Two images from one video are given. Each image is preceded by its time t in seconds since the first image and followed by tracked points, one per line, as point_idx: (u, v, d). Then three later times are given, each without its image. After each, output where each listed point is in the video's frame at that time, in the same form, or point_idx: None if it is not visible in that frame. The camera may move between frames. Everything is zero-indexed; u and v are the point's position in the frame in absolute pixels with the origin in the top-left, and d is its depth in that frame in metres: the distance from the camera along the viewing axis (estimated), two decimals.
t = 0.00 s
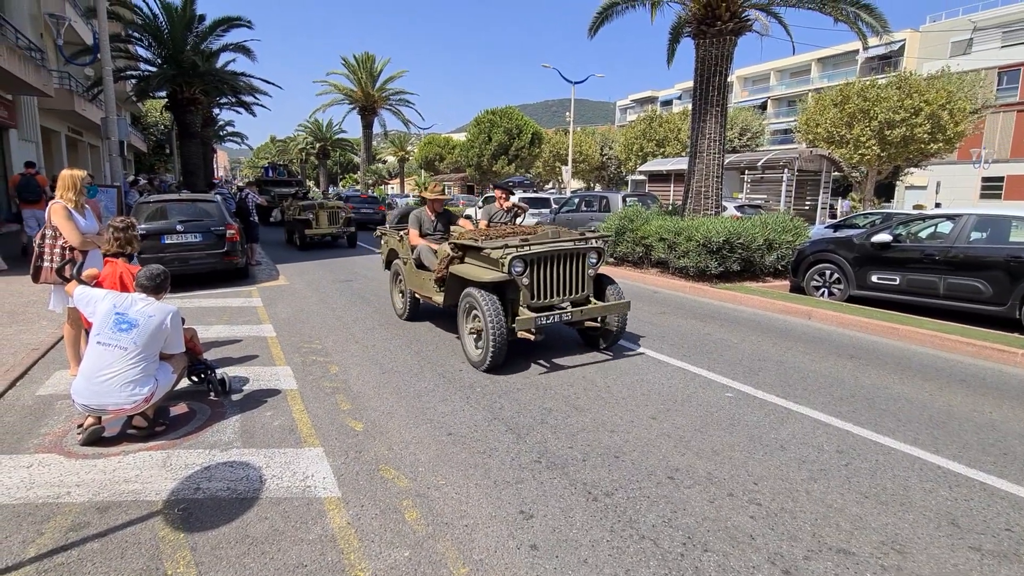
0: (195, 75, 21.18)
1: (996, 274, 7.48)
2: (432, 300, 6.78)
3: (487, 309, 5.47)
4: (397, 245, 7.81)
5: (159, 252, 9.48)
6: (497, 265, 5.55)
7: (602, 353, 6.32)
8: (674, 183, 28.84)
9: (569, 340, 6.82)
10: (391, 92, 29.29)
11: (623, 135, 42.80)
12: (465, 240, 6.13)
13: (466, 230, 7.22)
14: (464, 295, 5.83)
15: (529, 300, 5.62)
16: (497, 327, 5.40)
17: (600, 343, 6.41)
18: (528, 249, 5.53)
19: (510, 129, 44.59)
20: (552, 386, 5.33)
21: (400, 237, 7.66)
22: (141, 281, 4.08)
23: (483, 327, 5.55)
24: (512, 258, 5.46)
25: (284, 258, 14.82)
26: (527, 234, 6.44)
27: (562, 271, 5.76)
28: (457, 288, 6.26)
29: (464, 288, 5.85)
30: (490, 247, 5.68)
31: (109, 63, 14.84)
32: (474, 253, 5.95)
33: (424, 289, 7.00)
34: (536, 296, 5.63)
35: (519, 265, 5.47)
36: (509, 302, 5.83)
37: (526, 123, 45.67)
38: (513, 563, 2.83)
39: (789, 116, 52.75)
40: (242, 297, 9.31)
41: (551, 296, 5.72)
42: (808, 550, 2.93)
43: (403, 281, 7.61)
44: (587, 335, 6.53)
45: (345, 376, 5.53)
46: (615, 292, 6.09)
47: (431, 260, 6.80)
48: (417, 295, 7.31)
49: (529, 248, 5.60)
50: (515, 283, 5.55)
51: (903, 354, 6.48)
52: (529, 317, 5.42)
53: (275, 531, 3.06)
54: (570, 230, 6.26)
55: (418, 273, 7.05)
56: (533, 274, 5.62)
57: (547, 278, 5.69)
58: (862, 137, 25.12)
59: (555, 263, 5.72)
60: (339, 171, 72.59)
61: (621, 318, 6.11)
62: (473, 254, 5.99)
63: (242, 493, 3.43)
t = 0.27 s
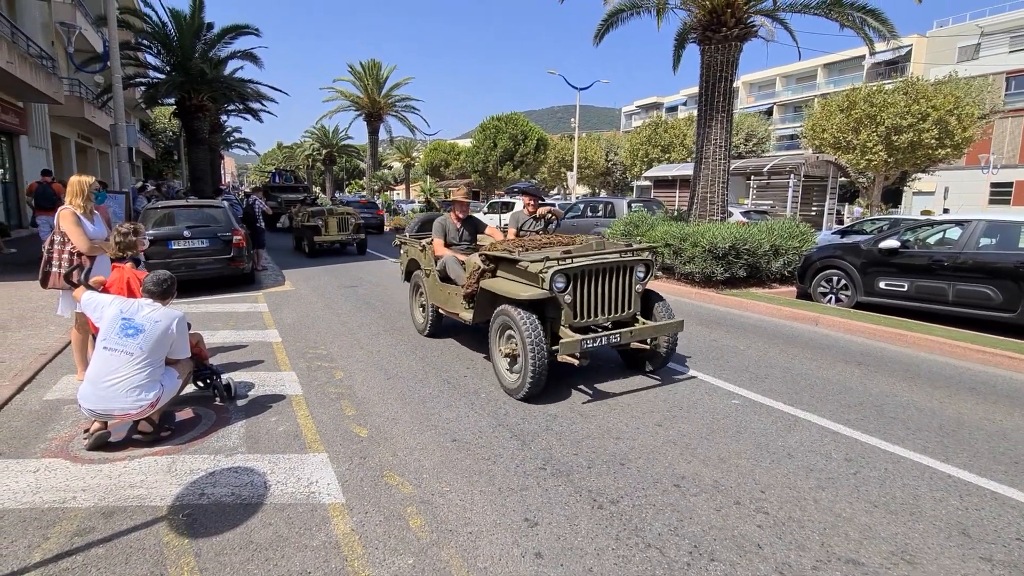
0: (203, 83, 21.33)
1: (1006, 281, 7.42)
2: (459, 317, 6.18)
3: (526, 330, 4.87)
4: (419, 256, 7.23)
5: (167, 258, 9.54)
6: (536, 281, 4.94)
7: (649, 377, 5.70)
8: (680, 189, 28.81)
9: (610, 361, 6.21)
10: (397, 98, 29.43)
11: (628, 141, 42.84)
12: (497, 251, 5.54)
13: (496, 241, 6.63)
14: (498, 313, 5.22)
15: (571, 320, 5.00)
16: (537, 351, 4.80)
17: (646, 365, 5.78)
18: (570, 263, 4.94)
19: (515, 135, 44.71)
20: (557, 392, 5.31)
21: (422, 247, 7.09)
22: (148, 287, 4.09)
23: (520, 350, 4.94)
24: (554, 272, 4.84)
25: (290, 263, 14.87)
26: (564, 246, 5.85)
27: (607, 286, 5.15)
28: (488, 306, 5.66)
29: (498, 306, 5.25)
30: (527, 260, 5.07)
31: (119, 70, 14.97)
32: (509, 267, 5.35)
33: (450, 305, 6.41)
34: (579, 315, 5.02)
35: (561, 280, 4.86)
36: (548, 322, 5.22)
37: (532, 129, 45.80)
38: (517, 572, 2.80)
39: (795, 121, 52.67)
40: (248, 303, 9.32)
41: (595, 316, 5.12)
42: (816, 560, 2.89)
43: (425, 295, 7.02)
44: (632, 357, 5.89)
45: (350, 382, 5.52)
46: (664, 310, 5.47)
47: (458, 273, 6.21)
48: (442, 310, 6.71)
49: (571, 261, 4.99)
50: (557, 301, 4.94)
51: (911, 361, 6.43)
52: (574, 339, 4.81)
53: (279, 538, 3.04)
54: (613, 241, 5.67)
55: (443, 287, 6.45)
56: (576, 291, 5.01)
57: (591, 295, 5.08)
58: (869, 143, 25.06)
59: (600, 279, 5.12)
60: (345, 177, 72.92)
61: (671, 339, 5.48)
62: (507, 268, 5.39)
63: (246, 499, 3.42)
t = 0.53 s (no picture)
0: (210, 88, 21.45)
1: (1015, 285, 7.36)
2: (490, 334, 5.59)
3: (572, 351, 4.28)
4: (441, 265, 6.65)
5: (173, 261, 9.57)
6: (582, 296, 4.35)
7: (705, 404, 5.03)
8: (685, 193, 28.78)
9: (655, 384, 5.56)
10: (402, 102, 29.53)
11: (633, 145, 42.85)
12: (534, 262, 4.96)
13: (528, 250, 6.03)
14: (536, 333, 4.61)
15: (622, 341, 4.41)
16: (586, 377, 4.19)
17: (701, 390, 5.13)
18: (621, 275, 4.35)
19: (520, 139, 44.79)
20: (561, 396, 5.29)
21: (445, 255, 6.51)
22: (154, 290, 4.10)
23: (566, 378, 4.31)
24: (604, 286, 4.26)
25: (295, 266, 14.91)
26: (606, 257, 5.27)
27: (662, 302, 4.55)
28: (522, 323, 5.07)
29: (536, 326, 4.64)
30: (571, 272, 4.49)
31: (127, 75, 15.08)
32: (548, 281, 4.75)
33: (479, 320, 5.81)
34: (631, 335, 4.42)
35: (611, 295, 4.28)
36: (595, 344, 4.61)
37: (536, 133, 45.86)
38: None
39: (801, 125, 52.56)
40: (253, 306, 9.33)
41: (648, 336, 4.52)
42: (823, 567, 2.86)
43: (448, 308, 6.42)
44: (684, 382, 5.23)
45: (354, 385, 5.51)
46: (725, 330, 4.85)
47: (487, 284, 5.62)
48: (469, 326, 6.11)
49: (622, 273, 4.40)
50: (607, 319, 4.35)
51: (919, 366, 6.38)
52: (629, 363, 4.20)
53: (282, 541, 3.03)
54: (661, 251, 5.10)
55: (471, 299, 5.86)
56: (628, 307, 4.42)
57: (644, 312, 4.48)
58: (875, 146, 24.98)
59: (654, 293, 4.52)
60: (349, 180, 73.17)
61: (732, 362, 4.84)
62: (545, 282, 4.79)
63: (250, 502, 3.41)
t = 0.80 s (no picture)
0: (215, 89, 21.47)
1: (1021, 285, 7.31)
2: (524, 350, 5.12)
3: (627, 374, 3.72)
4: (466, 273, 6.19)
5: (178, 260, 9.57)
6: (638, 310, 3.87)
7: (773, 433, 4.42)
8: (688, 193, 28.73)
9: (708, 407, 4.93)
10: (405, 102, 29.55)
11: (636, 146, 42.81)
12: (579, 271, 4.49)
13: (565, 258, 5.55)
14: (585, 353, 4.04)
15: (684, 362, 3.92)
16: (648, 411, 3.62)
17: (765, 416, 4.51)
18: (683, 288, 3.88)
19: (522, 140, 44.78)
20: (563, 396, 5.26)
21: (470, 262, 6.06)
22: (159, 288, 4.09)
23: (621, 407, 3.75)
24: (666, 299, 3.78)
25: (297, 266, 14.91)
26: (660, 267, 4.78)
27: (729, 318, 4.08)
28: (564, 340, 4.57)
29: (585, 346, 4.07)
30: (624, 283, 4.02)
31: (134, 76, 15.14)
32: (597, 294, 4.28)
33: (510, 334, 5.34)
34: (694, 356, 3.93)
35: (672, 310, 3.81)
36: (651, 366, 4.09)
37: (539, 134, 45.84)
38: None
39: (805, 125, 52.42)
40: (257, 305, 9.33)
41: (714, 356, 4.03)
42: (827, 568, 2.84)
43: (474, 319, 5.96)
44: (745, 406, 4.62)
45: (357, 385, 5.49)
46: (795, 351, 4.32)
47: (520, 295, 5.16)
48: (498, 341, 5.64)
49: (684, 285, 3.92)
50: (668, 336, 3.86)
51: (923, 367, 6.34)
52: (696, 391, 3.69)
53: (284, 539, 3.02)
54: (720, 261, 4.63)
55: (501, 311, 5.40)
56: (691, 324, 3.94)
57: (709, 330, 4.00)
58: (879, 146, 24.90)
59: (718, 308, 4.04)
60: (352, 181, 73.23)
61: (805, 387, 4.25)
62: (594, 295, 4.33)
63: (253, 500, 3.40)
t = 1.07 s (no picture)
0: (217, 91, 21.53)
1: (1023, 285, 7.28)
2: (561, 371, 4.50)
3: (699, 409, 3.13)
4: (491, 283, 5.60)
5: (180, 262, 9.58)
6: (710, 330, 3.27)
7: (856, 470, 3.84)
8: (689, 194, 28.72)
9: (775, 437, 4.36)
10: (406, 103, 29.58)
11: (636, 147, 42.85)
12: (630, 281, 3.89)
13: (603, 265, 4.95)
14: (644, 380, 3.44)
15: (765, 392, 3.29)
16: (727, 456, 3.03)
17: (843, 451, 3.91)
18: (763, 304, 3.27)
19: (523, 140, 44.82)
20: (562, 397, 5.25)
21: (496, 271, 5.48)
22: (161, 289, 4.10)
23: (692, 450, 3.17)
24: (747, 318, 3.17)
25: (298, 267, 14.92)
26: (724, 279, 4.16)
27: (815, 340, 3.47)
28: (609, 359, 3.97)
29: (642, 371, 3.48)
30: (687, 298, 3.43)
31: (137, 79, 15.19)
32: (655, 310, 3.65)
33: (544, 352, 4.72)
34: (776, 386, 3.32)
35: (751, 331, 3.20)
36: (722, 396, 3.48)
37: (540, 135, 45.88)
38: None
39: (806, 126, 52.42)
40: (258, 306, 9.34)
41: (797, 385, 3.41)
42: (826, 569, 2.84)
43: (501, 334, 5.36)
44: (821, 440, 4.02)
45: (358, 385, 5.50)
46: (888, 380, 3.67)
47: (557, 308, 4.56)
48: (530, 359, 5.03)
49: (762, 302, 3.32)
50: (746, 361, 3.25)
51: (923, 367, 6.34)
52: (786, 430, 3.06)
53: (284, 539, 3.02)
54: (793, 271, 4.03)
55: (534, 326, 4.79)
56: (774, 348, 3.31)
57: (792, 354, 3.38)
58: (881, 146, 24.89)
59: (804, 328, 3.42)
60: (353, 182, 73.32)
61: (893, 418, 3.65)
62: (650, 312, 3.70)
63: (253, 500, 3.40)
